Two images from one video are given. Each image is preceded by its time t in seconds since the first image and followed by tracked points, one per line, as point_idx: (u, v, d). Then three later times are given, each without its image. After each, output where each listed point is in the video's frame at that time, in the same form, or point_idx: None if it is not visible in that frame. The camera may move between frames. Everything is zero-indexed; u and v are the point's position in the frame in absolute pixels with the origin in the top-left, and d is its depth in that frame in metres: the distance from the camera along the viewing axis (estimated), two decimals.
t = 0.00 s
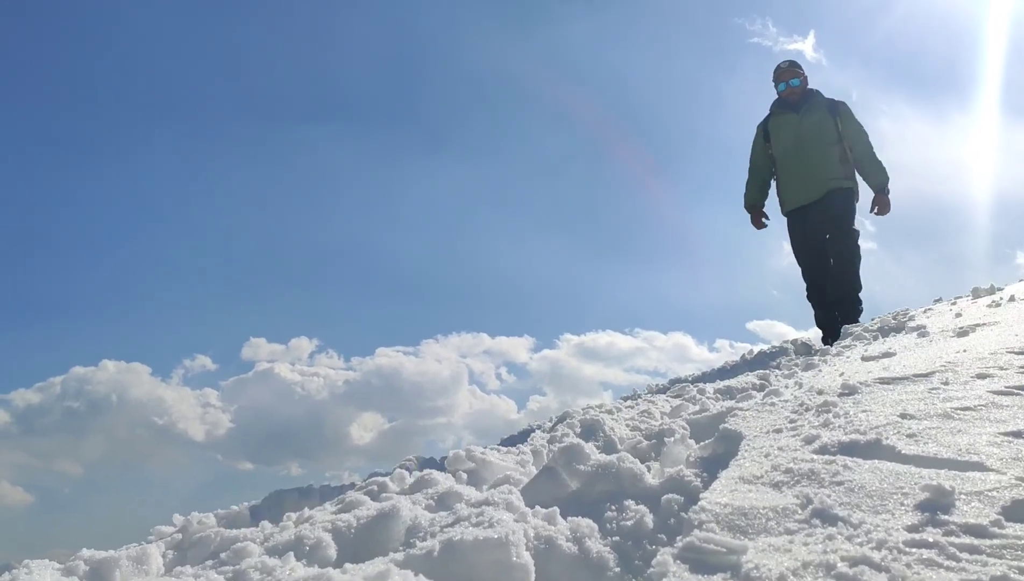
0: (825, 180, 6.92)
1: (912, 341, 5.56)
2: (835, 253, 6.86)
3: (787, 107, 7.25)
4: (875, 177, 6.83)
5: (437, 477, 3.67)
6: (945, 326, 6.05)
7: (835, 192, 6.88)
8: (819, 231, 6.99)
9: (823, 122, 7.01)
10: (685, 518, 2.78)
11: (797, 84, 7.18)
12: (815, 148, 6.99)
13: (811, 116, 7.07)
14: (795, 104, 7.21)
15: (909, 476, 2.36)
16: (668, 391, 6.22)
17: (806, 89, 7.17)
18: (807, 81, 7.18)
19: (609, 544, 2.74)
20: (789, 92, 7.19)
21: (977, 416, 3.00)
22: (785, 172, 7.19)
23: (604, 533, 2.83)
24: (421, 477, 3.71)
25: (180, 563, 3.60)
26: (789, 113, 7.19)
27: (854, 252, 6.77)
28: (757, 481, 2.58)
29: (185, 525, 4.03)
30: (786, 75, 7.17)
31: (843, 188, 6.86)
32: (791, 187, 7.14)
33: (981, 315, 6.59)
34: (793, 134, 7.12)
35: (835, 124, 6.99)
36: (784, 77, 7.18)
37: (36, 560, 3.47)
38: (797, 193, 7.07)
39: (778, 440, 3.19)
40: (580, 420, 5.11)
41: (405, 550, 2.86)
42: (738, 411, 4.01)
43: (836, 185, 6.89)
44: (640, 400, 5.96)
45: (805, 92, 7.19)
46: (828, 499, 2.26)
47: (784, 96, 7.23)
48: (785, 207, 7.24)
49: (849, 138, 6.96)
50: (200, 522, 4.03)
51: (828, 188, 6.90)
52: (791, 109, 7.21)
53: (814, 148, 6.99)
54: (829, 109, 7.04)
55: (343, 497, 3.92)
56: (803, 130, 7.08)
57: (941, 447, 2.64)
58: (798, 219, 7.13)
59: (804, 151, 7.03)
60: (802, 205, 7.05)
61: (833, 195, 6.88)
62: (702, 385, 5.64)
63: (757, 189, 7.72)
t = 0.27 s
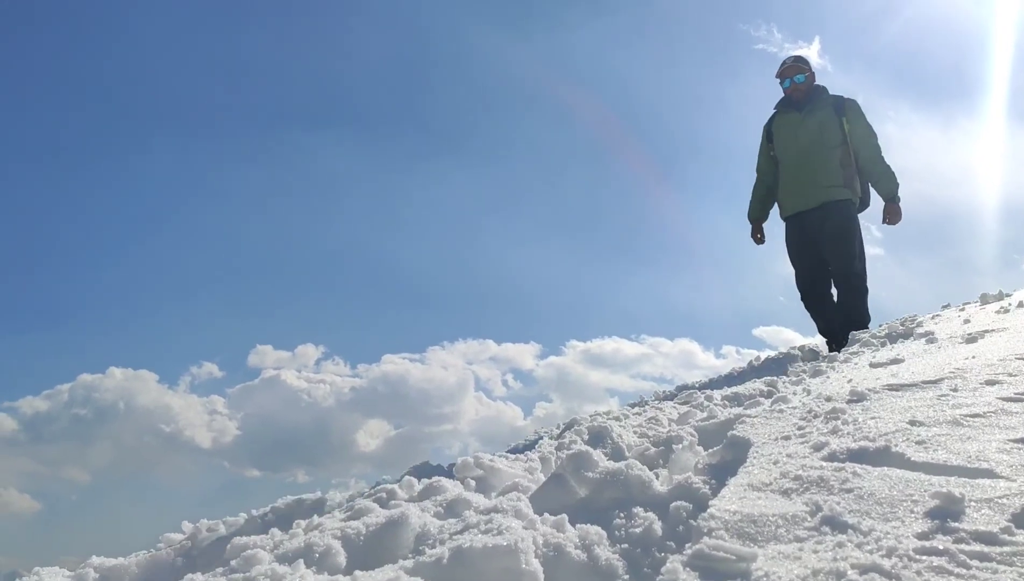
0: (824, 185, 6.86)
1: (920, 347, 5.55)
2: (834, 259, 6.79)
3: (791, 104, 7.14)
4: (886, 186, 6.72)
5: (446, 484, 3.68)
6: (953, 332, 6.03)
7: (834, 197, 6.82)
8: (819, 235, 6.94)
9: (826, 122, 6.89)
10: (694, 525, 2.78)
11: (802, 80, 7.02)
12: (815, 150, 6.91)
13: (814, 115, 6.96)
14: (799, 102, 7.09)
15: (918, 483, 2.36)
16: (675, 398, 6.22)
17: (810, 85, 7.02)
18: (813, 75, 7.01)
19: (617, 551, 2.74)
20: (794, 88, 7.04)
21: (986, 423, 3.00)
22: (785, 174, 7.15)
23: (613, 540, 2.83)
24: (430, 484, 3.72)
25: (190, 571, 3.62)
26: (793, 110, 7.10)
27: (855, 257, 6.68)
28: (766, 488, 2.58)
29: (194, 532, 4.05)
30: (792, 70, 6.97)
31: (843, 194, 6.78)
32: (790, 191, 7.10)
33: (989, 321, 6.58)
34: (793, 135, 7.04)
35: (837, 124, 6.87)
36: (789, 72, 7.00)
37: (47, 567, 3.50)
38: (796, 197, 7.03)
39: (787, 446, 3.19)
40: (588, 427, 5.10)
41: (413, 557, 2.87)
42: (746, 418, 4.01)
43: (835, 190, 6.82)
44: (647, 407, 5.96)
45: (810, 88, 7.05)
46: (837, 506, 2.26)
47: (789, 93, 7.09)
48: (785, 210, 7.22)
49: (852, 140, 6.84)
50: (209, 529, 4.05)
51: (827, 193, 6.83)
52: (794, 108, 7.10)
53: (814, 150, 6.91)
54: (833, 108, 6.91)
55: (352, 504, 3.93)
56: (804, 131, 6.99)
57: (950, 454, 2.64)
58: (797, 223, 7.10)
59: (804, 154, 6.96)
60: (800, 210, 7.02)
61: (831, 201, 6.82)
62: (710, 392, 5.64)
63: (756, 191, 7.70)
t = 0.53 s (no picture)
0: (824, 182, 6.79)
1: (930, 351, 5.51)
2: (836, 258, 6.74)
3: (787, 97, 7.04)
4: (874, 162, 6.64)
5: (452, 490, 3.67)
6: (963, 336, 6.00)
7: (834, 193, 6.75)
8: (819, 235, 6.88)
9: (823, 115, 6.82)
10: (702, 530, 2.77)
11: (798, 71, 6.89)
12: (813, 145, 6.84)
13: (811, 108, 6.88)
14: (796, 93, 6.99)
15: (927, 488, 2.34)
16: (683, 403, 6.20)
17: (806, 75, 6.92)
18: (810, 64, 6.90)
19: (625, 557, 2.73)
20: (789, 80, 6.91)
21: (996, 428, 2.98)
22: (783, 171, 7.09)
23: (620, 546, 2.82)
24: (437, 490, 3.72)
25: (197, 577, 3.62)
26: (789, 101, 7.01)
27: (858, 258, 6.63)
28: (774, 493, 2.57)
29: (202, 539, 4.05)
30: (788, 61, 6.83)
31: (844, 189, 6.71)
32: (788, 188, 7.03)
33: (999, 325, 6.54)
34: (790, 131, 6.99)
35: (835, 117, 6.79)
36: (783, 63, 6.86)
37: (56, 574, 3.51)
38: (794, 195, 6.97)
39: (795, 452, 3.17)
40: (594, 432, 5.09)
41: (420, 563, 2.87)
42: (753, 424, 3.99)
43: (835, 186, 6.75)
44: (654, 413, 5.94)
45: (805, 78, 6.94)
46: (845, 511, 2.25)
47: (785, 84, 6.98)
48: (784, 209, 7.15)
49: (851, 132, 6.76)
50: (216, 537, 4.06)
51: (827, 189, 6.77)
52: (791, 101, 7.01)
53: (812, 145, 6.85)
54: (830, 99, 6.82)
55: (359, 510, 3.93)
56: (802, 125, 6.93)
57: (959, 459, 2.62)
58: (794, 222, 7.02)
59: (802, 149, 6.89)
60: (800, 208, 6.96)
61: (832, 197, 6.75)
62: (717, 397, 5.62)
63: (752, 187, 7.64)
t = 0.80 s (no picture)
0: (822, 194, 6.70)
1: (939, 354, 5.49)
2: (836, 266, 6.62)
3: (772, 110, 7.02)
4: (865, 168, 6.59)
5: (460, 495, 3.69)
6: (972, 339, 5.98)
7: (829, 202, 6.66)
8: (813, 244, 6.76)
9: (813, 125, 6.79)
10: (710, 535, 2.78)
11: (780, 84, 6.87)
12: (806, 157, 6.78)
13: (800, 120, 6.85)
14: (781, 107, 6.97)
15: (935, 493, 2.34)
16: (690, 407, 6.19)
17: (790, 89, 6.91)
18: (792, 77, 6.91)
19: (632, 561, 2.74)
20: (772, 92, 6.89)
21: (1005, 431, 2.97)
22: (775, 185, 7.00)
23: (628, 551, 2.82)
24: (444, 495, 3.73)
25: None
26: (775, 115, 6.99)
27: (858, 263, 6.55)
28: (781, 498, 2.57)
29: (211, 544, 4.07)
30: (770, 74, 6.84)
31: (842, 200, 6.63)
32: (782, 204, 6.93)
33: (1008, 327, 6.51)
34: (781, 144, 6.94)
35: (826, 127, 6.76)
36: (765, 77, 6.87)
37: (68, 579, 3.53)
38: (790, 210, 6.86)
39: (803, 456, 3.17)
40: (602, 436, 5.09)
41: (428, 568, 2.89)
42: (761, 428, 3.98)
43: (833, 197, 6.67)
44: (661, 417, 5.94)
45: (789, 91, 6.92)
46: (853, 516, 2.24)
47: (768, 98, 6.96)
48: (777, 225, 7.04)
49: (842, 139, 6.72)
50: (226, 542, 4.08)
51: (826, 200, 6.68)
52: (776, 114, 6.99)
53: (805, 156, 6.78)
54: (819, 110, 6.80)
55: (367, 515, 3.94)
56: (792, 137, 6.88)
57: (968, 463, 2.61)
58: (788, 235, 6.90)
59: (792, 160, 6.83)
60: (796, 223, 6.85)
61: (827, 205, 6.66)
62: (725, 401, 5.61)
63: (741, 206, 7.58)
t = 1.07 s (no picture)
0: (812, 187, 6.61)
1: (947, 358, 5.46)
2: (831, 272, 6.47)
3: (763, 102, 7.01)
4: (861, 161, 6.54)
5: (467, 499, 3.69)
6: (980, 342, 5.95)
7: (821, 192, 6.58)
8: (805, 248, 6.64)
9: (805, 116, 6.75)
10: (716, 540, 2.77)
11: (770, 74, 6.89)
12: (797, 148, 6.72)
13: (792, 110, 6.82)
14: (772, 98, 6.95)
15: (943, 497, 2.33)
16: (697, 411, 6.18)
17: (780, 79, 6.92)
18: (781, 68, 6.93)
19: (639, 566, 2.73)
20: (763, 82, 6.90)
21: (1014, 435, 2.95)
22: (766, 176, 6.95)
23: (634, 556, 2.82)
24: (451, 500, 3.73)
25: None
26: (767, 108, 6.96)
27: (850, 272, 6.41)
28: (788, 503, 2.56)
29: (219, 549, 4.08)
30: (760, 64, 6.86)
31: (831, 193, 6.54)
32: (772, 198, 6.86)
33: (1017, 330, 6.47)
34: (771, 135, 6.90)
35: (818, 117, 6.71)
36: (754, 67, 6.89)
37: None
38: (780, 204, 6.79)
39: (809, 460, 3.16)
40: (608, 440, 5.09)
41: (434, 573, 2.89)
42: (767, 432, 3.97)
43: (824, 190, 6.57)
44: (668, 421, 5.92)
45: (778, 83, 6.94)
46: (859, 521, 2.24)
47: (759, 89, 6.97)
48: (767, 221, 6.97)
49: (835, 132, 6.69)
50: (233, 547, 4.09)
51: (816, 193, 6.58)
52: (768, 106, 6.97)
53: (796, 147, 6.73)
54: (810, 99, 6.77)
55: (374, 520, 3.95)
56: (783, 127, 6.85)
57: (976, 467, 2.60)
58: (782, 235, 6.79)
59: (784, 151, 6.80)
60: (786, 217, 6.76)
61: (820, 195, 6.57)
62: (731, 405, 5.60)
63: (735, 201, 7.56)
